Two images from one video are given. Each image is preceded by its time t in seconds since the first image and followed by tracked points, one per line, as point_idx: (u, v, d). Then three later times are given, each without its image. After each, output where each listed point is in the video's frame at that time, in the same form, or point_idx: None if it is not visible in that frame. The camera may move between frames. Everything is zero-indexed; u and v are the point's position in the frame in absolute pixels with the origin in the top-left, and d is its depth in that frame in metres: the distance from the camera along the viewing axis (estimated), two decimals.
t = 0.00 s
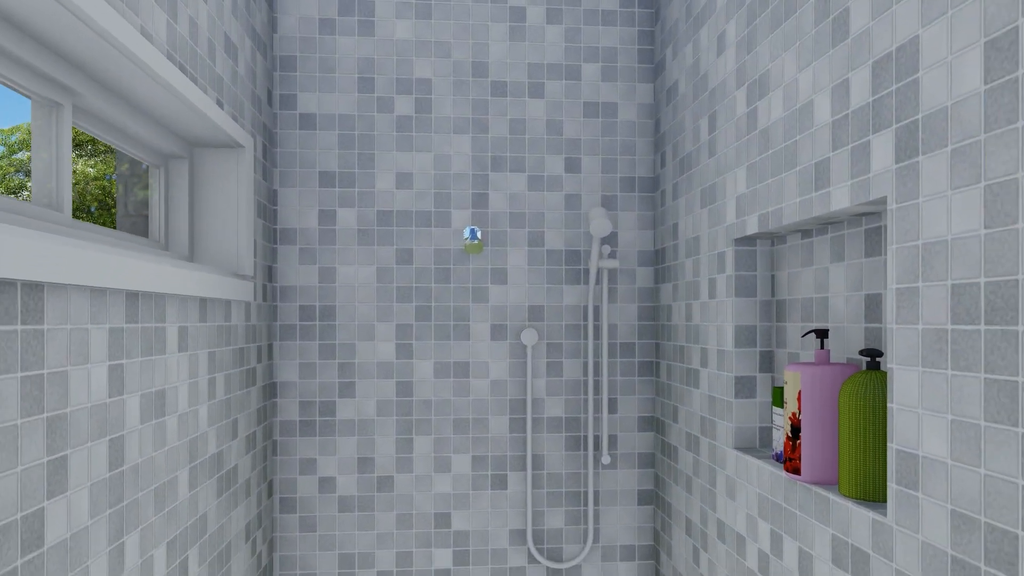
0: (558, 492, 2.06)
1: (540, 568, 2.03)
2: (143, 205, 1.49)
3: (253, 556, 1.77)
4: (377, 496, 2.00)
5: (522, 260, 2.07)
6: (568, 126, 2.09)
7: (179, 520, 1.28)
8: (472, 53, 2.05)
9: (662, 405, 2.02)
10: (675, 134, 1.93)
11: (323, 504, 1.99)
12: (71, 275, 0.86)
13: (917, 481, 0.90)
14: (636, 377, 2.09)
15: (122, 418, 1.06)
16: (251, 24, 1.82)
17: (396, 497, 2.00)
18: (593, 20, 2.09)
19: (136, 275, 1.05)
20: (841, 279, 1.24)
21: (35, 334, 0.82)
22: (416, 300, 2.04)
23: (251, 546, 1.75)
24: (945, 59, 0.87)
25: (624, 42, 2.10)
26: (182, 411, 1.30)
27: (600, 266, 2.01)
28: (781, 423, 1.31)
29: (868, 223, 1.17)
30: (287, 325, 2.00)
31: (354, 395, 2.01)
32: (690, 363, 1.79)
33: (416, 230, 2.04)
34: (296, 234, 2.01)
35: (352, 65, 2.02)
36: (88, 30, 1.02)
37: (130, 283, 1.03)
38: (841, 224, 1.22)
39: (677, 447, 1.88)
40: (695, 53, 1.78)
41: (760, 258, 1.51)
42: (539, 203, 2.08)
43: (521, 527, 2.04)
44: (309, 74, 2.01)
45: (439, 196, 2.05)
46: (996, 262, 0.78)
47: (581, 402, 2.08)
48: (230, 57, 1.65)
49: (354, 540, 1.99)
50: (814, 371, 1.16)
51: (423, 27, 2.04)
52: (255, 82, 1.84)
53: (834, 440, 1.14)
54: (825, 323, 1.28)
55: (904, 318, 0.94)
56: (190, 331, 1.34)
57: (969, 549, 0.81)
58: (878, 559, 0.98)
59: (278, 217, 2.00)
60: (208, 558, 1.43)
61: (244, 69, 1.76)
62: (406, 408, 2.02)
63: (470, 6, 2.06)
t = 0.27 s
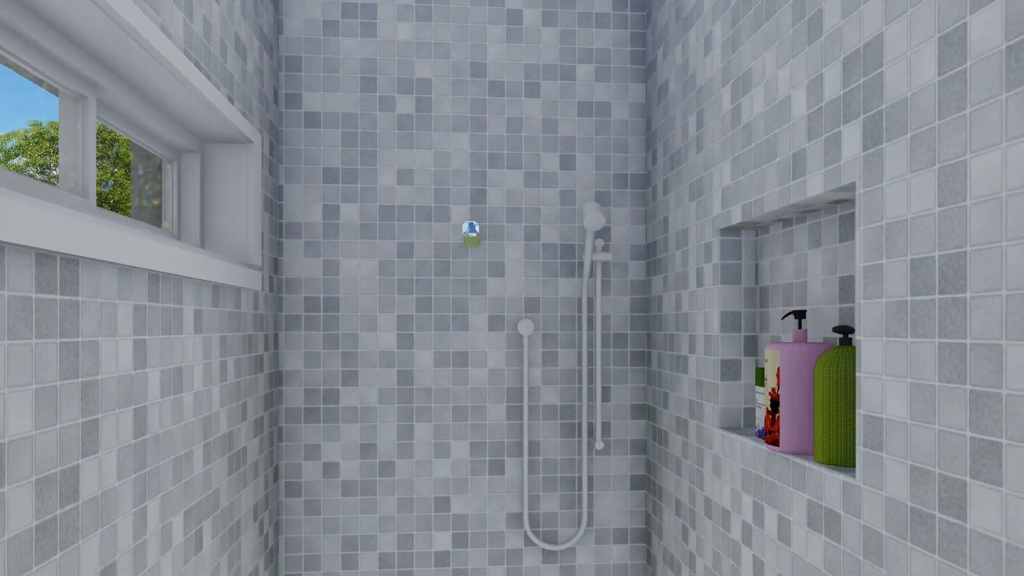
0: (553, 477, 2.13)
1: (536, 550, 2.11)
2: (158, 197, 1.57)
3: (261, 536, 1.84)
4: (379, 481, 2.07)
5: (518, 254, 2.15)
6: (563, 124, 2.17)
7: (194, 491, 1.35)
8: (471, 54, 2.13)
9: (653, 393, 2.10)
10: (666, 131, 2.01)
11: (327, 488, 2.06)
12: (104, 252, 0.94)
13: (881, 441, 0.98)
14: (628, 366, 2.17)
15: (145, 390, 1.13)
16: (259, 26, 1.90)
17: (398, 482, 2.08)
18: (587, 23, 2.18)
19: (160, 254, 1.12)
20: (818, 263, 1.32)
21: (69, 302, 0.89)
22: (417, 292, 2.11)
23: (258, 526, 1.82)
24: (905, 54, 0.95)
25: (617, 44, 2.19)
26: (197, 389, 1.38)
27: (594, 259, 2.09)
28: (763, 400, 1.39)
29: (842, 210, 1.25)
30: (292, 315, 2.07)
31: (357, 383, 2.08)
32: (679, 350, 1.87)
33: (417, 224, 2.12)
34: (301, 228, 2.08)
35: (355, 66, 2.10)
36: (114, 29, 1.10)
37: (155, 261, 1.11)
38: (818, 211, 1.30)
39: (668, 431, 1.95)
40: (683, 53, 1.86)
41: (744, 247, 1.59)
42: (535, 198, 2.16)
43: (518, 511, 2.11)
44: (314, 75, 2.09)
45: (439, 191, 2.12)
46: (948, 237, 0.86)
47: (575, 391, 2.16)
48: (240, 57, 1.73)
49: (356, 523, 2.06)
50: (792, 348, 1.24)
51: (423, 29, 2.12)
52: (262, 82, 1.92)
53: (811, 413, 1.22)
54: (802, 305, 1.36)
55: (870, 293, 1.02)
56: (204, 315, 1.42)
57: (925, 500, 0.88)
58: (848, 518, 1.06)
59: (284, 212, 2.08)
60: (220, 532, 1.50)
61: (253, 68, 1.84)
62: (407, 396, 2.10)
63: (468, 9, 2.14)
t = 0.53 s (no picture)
0: (547, 460, 2.22)
1: (531, 530, 2.20)
2: (172, 188, 1.67)
3: (268, 514, 1.94)
4: (381, 463, 2.16)
5: (514, 247, 2.25)
6: (556, 123, 2.27)
7: (210, 461, 1.44)
8: (468, 56, 2.23)
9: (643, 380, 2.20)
10: (654, 129, 2.10)
11: (331, 470, 2.15)
12: (137, 229, 1.04)
13: (843, 401, 1.08)
14: (619, 355, 2.27)
15: (168, 360, 1.23)
16: (267, 28, 2.00)
17: (398, 465, 2.17)
18: (580, 27, 2.28)
19: (182, 234, 1.22)
20: (792, 247, 1.42)
21: (106, 274, 0.99)
22: (417, 283, 2.21)
23: (267, 503, 1.91)
24: (863, 49, 1.05)
25: (608, 47, 2.29)
26: (213, 366, 1.47)
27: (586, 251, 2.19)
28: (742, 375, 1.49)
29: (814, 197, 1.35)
30: (297, 305, 2.17)
31: (359, 370, 2.17)
32: (667, 337, 1.97)
33: (417, 218, 2.21)
34: (306, 223, 2.18)
35: (358, 67, 2.20)
36: (149, 31, 1.20)
37: (177, 241, 1.21)
38: (792, 199, 1.40)
39: (657, 415, 2.05)
40: (670, 55, 1.96)
41: (726, 236, 1.69)
42: (529, 194, 2.26)
43: (513, 493, 2.20)
44: (318, 75, 2.19)
45: (438, 187, 2.22)
46: (898, 213, 0.96)
47: (568, 378, 2.26)
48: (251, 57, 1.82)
49: (359, 504, 2.15)
50: (767, 325, 1.34)
51: (423, 32, 2.22)
52: (270, 81, 2.02)
53: (785, 384, 1.31)
54: (778, 286, 1.46)
55: (834, 268, 1.12)
56: (219, 297, 1.52)
57: (879, 450, 0.98)
58: (815, 475, 1.15)
59: (290, 207, 2.18)
60: (233, 504, 1.60)
61: (262, 68, 1.93)
62: (407, 383, 2.19)
63: (466, 13, 2.24)
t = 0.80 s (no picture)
0: (540, 444, 2.33)
1: (525, 510, 2.30)
2: (187, 180, 1.78)
3: (275, 491, 2.04)
4: (381, 446, 2.27)
5: (508, 241, 2.36)
6: (549, 123, 2.38)
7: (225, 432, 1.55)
8: (465, 59, 2.35)
9: (631, 366, 2.31)
10: (641, 128, 2.22)
11: (334, 453, 2.25)
12: (167, 208, 1.16)
13: (805, 365, 1.19)
14: (608, 344, 2.38)
15: (190, 333, 1.34)
16: (275, 32, 2.12)
17: (398, 447, 2.27)
18: (571, 31, 2.40)
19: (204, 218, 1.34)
20: (765, 233, 1.53)
21: (139, 247, 1.10)
22: (416, 275, 2.32)
23: (274, 481, 2.01)
24: (821, 48, 1.17)
25: (598, 50, 2.41)
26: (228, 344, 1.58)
27: (577, 244, 2.30)
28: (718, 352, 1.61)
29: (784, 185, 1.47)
30: (302, 295, 2.27)
31: (361, 357, 2.28)
32: (653, 323, 2.08)
33: (416, 213, 2.33)
34: (310, 217, 2.29)
35: (361, 69, 2.32)
36: (174, 31, 1.32)
37: (200, 223, 1.32)
38: (765, 188, 1.51)
39: (644, 399, 2.15)
40: (656, 57, 2.08)
41: (707, 226, 1.80)
42: (523, 190, 2.37)
43: (508, 475, 2.31)
44: (322, 77, 2.31)
45: (436, 184, 2.33)
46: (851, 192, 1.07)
47: (560, 365, 2.37)
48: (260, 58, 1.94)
49: (361, 485, 2.25)
50: (741, 303, 1.45)
51: (422, 37, 2.34)
52: (277, 82, 2.13)
53: (756, 357, 1.43)
54: (752, 269, 1.58)
55: (798, 246, 1.23)
56: (233, 281, 1.63)
57: (835, 405, 1.10)
58: (782, 436, 1.26)
59: (295, 202, 2.29)
60: (244, 475, 1.70)
61: (270, 69, 2.05)
62: (407, 369, 2.30)
63: (462, 18, 2.36)
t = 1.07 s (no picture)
0: (532, 428, 2.45)
1: (517, 491, 2.41)
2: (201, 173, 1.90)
3: (281, 470, 2.15)
4: (381, 430, 2.38)
5: (502, 235, 2.48)
6: (540, 124, 2.51)
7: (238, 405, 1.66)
8: (461, 63, 2.48)
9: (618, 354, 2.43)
10: (627, 127, 2.35)
11: (336, 436, 2.36)
12: (192, 193, 1.28)
13: (770, 335, 1.31)
14: (596, 334, 2.50)
15: (209, 309, 1.45)
16: (281, 36, 2.24)
17: (397, 431, 2.39)
18: (561, 37, 2.53)
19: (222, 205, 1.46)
20: (738, 221, 1.66)
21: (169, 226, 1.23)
22: (414, 267, 2.44)
23: (280, 459, 2.12)
24: (783, 48, 1.30)
25: (586, 55, 2.54)
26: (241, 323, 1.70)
27: (566, 238, 2.42)
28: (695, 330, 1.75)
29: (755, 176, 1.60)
30: (305, 286, 2.39)
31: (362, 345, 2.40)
32: (637, 311, 2.21)
33: (414, 208, 2.45)
34: (314, 212, 2.41)
35: (361, 72, 2.44)
36: (198, 35, 1.44)
37: (218, 209, 1.44)
38: (737, 179, 1.64)
39: (630, 383, 2.28)
40: (640, 60, 2.21)
41: (687, 217, 1.93)
42: (516, 187, 2.50)
43: (501, 457, 2.42)
44: (325, 79, 2.43)
45: (433, 181, 2.46)
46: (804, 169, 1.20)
47: (551, 354, 2.49)
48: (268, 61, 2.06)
49: (361, 467, 2.36)
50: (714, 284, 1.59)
51: (420, 42, 2.47)
52: (283, 83, 2.26)
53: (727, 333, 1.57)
54: (727, 254, 1.71)
55: (762, 227, 1.36)
56: (246, 266, 1.75)
57: (795, 368, 1.22)
58: (751, 401, 1.39)
59: (299, 197, 2.40)
60: (254, 449, 1.81)
61: (277, 71, 2.17)
62: (405, 357, 2.41)
63: (458, 24, 2.49)
